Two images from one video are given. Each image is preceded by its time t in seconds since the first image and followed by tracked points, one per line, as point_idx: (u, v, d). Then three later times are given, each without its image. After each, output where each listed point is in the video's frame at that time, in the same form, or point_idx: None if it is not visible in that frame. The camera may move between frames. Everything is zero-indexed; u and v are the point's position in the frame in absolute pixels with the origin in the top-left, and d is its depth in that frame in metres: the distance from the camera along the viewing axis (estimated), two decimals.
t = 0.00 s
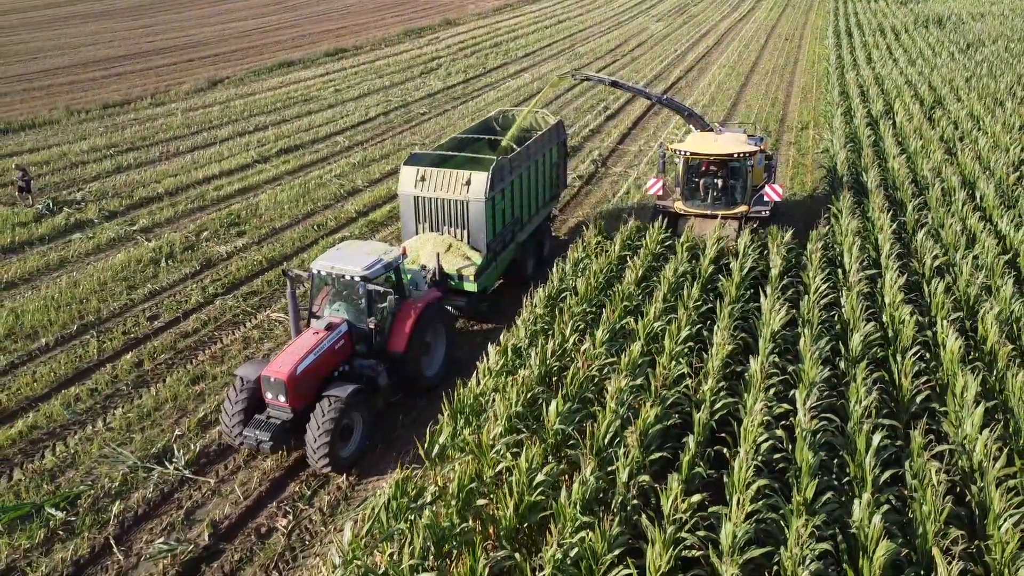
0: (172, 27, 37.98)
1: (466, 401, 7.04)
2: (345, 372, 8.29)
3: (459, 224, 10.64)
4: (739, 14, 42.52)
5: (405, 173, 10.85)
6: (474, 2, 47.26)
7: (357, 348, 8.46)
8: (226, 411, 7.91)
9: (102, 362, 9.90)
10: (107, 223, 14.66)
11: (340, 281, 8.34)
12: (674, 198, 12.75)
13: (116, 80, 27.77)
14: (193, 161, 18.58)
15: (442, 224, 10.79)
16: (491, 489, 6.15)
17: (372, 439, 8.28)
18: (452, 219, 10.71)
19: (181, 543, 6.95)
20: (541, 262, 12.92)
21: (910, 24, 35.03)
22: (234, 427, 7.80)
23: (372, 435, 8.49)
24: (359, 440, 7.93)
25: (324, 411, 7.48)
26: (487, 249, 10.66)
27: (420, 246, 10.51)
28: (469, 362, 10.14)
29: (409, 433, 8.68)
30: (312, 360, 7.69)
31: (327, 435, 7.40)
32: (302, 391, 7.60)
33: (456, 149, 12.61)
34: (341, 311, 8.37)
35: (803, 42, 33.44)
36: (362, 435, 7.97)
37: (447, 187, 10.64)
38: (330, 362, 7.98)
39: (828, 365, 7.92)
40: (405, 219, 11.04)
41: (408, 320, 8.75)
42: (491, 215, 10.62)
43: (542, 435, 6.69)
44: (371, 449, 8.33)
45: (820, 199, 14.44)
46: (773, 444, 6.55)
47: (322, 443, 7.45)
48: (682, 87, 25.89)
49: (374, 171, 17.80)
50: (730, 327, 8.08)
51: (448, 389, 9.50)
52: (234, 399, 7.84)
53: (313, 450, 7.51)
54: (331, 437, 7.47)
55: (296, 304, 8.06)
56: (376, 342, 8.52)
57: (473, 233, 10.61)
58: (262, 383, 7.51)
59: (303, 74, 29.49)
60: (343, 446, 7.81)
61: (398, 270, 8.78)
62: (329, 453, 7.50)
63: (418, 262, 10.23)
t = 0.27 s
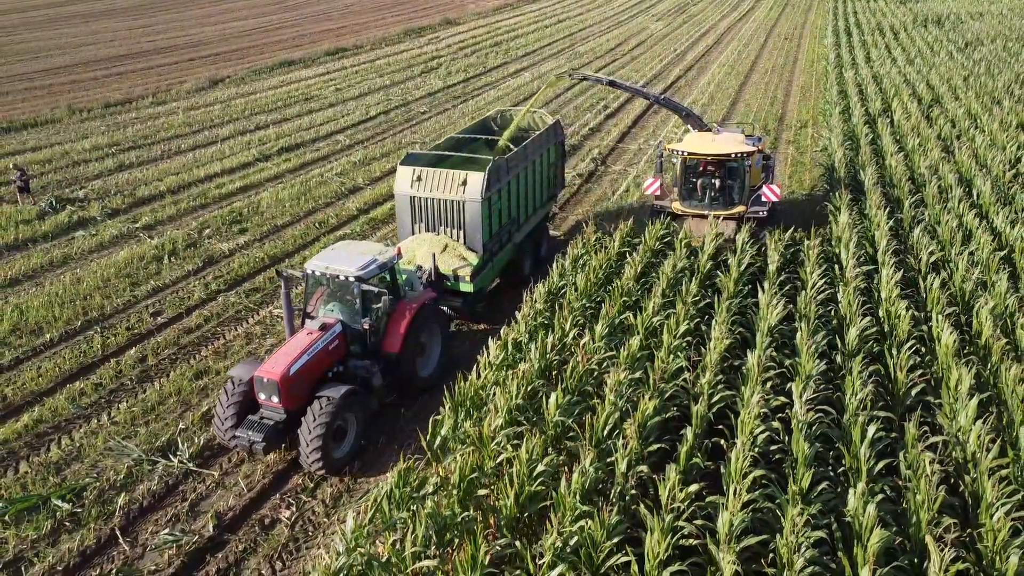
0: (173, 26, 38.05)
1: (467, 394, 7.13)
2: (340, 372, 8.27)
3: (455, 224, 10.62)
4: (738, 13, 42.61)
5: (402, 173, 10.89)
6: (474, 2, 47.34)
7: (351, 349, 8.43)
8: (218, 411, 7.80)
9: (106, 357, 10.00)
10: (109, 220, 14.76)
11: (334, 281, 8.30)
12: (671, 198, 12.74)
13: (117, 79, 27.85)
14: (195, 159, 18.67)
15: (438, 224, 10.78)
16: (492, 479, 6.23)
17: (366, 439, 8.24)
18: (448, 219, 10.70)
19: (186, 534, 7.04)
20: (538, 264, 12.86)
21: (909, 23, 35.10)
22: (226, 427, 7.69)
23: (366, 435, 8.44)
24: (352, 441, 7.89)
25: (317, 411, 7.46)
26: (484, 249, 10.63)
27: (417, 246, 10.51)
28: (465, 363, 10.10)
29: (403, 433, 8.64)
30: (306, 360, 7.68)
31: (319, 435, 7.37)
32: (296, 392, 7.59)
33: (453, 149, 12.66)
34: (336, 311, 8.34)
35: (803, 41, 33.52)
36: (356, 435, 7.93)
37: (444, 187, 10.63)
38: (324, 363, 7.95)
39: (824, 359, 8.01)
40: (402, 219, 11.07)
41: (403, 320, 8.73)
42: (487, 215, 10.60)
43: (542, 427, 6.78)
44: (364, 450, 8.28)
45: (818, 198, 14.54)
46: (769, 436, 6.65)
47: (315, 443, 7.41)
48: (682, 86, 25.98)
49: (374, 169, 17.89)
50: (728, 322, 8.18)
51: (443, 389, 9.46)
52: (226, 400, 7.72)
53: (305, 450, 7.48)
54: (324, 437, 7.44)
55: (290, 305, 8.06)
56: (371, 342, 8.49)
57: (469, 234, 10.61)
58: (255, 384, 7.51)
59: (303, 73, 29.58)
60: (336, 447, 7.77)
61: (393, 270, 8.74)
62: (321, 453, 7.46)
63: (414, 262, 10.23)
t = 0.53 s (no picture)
0: (174, 26, 38.11)
1: (467, 388, 7.21)
2: (333, 374, 8.18)
3: (451, 225, 10.56)
4: (738, 13, 42.72)
5: (397, 173, 10.83)
6: (474, 2, 47.43)
7: (344, 350, 8.35)
8: (210, 413, 7.78)
9: (109, 353, 10.09)
10: (111, 218, 14.85)
11: (328, 282, 8.21)
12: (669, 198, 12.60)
13: (118, 79, 27.92)
14: (196, 158, 18.76)
15: (434, 224, 10.71)
16: (491, 471, 6.32)
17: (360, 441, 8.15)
18: (443, 220, 10.64)
19: (189, 526, 7.13)
20: (535, 264, 12.78)
21: (907, 22, 35.20)
22: (218, 429, 7.68)
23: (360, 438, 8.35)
24: (344, 444, 7.81)
25: (309, 413, 7.39)
26: (479, 250, 10.57)
27: (412, 247, 10.45)
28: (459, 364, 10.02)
29: (396, 436, 8.56)
30: (299, 361, 7.61)
31: (311, 437, 7.29)
32: (288, 394, 7.51)
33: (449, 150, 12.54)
34: (329, 312, 8.25)
35: (802, 41, 33.62)
36: (349, 437, 7.85)
37: (439, 187, 10.57)
38: (317, 364, 7.88)
39: (820, 354, 8.10)
40: (397, 219, 10.99)
41: (397, 321, 8.67)
42: (483, 216, 10.54)
43: (541, 421, 6.86)
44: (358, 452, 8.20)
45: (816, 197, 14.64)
46: (765, 429, 6.73)
47: (307, 445, 7.33)
48: (681, 85, 26.07)
49: (375, 167, 17.98)
50: (725, 317, 8.26)
51: (437, 391, 9.38)
52: (219, 400, 7.71)
53: (297, 453, 7.39)
54: (316, 440, 7.36)
55: (283, 305, 7.99)
56: (364, 343, 8.42)
57: (464, 234, 10.53)
58: (248, 386, 7.43)
59: (304, 72, 29.67)
60: (329, 449, 7.69)
61: (387, 272, 8.67)
62: (314, 456, 7.38)
63: (410, 263, 10.17)
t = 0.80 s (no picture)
0: (174, 26, 38.17)
1: (466, 382, 7.30)
2: (324, 376, 8.11)
3: (446, 226, 10.38)
4: (737, 13, 42.81)
5: (391, 173, 10.65)
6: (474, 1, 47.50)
7: (336, 352, 8.28)
8: (201, 415, 7.72)
9: (112, 350, 10.17)
10: (113, 217, 14.93)
11: (320, 283, 8.20)
12: (665, 199, 12.54)
13: (119, 78, 27.99)
14: (197, 157, 18.83)
15: (428, 225, 10.53)
16: (491, 464, 6.40)
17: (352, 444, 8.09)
18: (438, 220, 10.46)
19: (192, 519, 7.22)
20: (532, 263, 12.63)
21: (906, 22, 35.31)
22: (209, 431, 7.62)
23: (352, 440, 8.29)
24: (337, 446, 7.76)
25: (300, 416, 7.34)
26: (474, 251, 10.40)
27: (406, 248, 10.31)
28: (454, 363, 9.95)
29: (390, 437, 8.50)
30: (290, 364, 7.55)
31: (302, 440, 7.24)
32: (279, 397, 7.46)
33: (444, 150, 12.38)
34: (321, 314, 8.24)
35: (801, 40, 33.71)
36: (341, 441, 7.79)
37: (434, 188, 10.41)
38: (308, 367, 7.83)
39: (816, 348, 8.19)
40: (391, 220, 10.80)
41: (389, 323, 8.60)
42: (478, 217, 10.40)
43: (540, 414, 6.95)
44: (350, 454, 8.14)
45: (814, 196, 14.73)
46: (761, 423, 6.81)
47: (297, 450, 7.28)
48: (680, 84, 26.14)
49: (375, 166, 18.05)
50: (722, 313, 8.36)
51: (431, 391, 9.32)
52: (210, 402, 7.63)
53: (288, 456, 7.35)
54: (306, 444, 7.30)
55: (275, 306, 7.96)
56: (356, 346, 8.34)
57: (459, 235, 10.35)
58: (238, 388, 7.42)
59: (304, 71, 29.73)
60: (321, 452, 7.64)
61: (379, 273, 8.62)
62: (304, 460, 7.32)
63: (404, 264, 10.01)
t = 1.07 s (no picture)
0: (176, 26, 38.28)
1: (466, 377, 7.37)
2: (317, 378, 8.08)
3: (441, 227, 10.34)
4: (738, 12, 42.88)
5: (386, 173, 10.63)
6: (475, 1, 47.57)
7: (329, 354, 8.24)
8: (192, 417, 7.73)
9: (115, 346, 10.26)
10: (115, 214, 15.03)
11: (312, 285, 8.12)
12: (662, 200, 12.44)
13: (121, 77, 28.09)
14: (199, 155, 18.92)
15: (423, 226, 10.50)
16: (490, 456, 6.47)
17: (344, 446, 8.07)
18: (433, 221, 10.43)
19: (194, 512, 7.30)
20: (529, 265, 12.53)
21: (905, 22, 35.37)
22: (199, 432, 7.61)
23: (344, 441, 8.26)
24: (328, 448, 7.73)
25: (291, 418, 7.31)
26: (470, 252, 10.34)
27: (401, 249, 10.27)
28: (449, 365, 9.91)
29: (383, 439, 8.46)
30: (281, 365, 7.53)
31: (292, 442, 7.20)
32: (270, 399, 7.43)
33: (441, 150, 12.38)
34: (313, 316, 8.17)
35: (801, 40, 33.77)
36: (332, 443, 7.76)
37: (429, 189, 10.37)
38: (300, 368, 7.80)
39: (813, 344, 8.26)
40: (387, 221, 10.80)
41: (382, 325, 8.56)
42: (473, 218, 10.31)
43: (539, 408, 7.02)
44: (341, 456, 8.11)
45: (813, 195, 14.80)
46: (757, 416, 6.87)
47: (287, 452, 7.25)
48: (681, 84, 26.21)
49: (376, 164, 18.13)
50: (719, 309, 8.44)
51: (425, 393, 9.28)
52: (200, 404, 7.64)
53: (278, 457, 7.32)
54: (297, 445, 7.27)
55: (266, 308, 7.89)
56: (349, 348, 8.32)
57: (455, 236, 10.32)
58: (229, 390, 7.38)
59: (306, 71, 29.82)
60: (312, 454, 7.60)
61: (372, 274, 8.60)
62: (295, 461, 7.30)
63: (399, 265, 9.98)
